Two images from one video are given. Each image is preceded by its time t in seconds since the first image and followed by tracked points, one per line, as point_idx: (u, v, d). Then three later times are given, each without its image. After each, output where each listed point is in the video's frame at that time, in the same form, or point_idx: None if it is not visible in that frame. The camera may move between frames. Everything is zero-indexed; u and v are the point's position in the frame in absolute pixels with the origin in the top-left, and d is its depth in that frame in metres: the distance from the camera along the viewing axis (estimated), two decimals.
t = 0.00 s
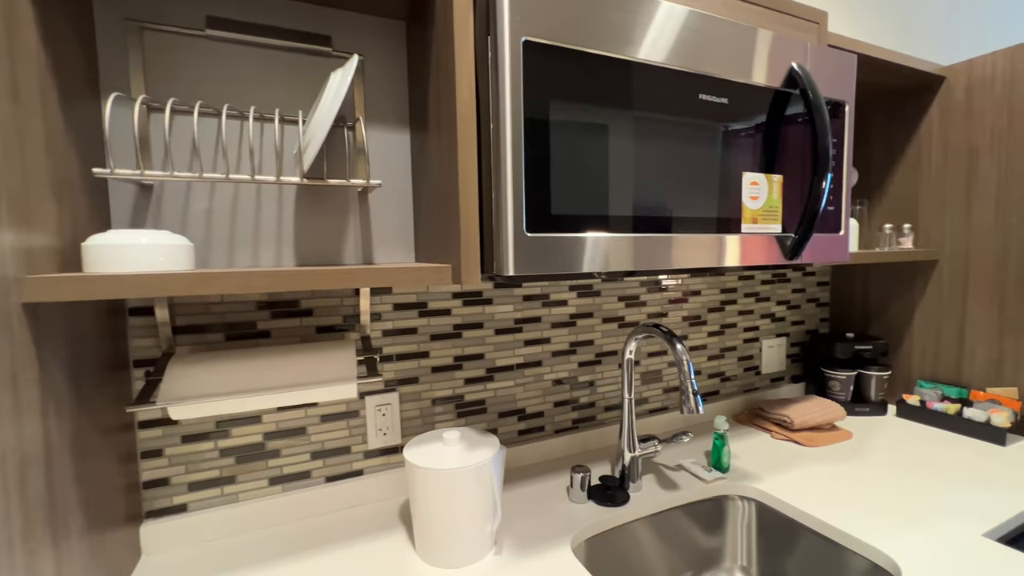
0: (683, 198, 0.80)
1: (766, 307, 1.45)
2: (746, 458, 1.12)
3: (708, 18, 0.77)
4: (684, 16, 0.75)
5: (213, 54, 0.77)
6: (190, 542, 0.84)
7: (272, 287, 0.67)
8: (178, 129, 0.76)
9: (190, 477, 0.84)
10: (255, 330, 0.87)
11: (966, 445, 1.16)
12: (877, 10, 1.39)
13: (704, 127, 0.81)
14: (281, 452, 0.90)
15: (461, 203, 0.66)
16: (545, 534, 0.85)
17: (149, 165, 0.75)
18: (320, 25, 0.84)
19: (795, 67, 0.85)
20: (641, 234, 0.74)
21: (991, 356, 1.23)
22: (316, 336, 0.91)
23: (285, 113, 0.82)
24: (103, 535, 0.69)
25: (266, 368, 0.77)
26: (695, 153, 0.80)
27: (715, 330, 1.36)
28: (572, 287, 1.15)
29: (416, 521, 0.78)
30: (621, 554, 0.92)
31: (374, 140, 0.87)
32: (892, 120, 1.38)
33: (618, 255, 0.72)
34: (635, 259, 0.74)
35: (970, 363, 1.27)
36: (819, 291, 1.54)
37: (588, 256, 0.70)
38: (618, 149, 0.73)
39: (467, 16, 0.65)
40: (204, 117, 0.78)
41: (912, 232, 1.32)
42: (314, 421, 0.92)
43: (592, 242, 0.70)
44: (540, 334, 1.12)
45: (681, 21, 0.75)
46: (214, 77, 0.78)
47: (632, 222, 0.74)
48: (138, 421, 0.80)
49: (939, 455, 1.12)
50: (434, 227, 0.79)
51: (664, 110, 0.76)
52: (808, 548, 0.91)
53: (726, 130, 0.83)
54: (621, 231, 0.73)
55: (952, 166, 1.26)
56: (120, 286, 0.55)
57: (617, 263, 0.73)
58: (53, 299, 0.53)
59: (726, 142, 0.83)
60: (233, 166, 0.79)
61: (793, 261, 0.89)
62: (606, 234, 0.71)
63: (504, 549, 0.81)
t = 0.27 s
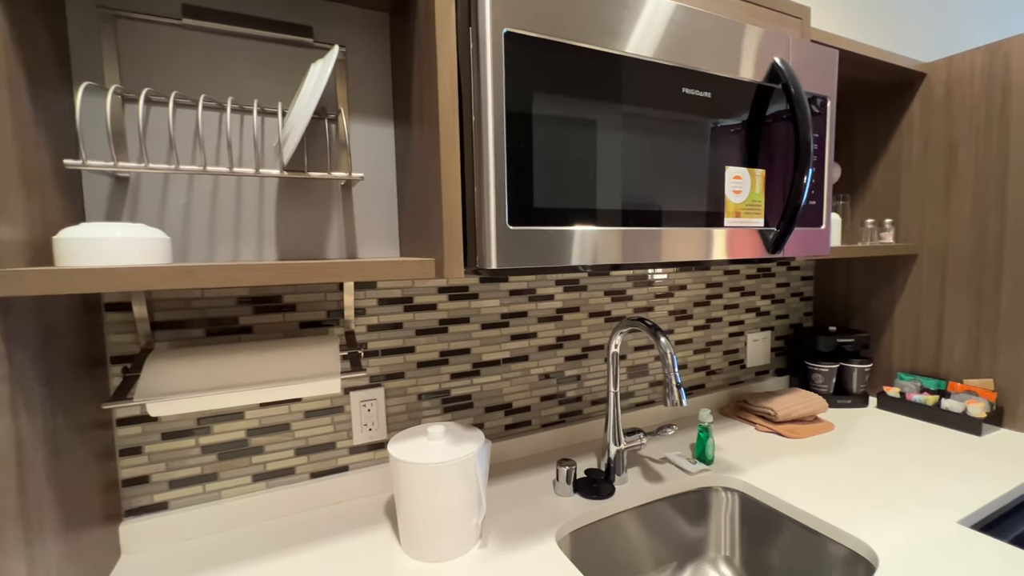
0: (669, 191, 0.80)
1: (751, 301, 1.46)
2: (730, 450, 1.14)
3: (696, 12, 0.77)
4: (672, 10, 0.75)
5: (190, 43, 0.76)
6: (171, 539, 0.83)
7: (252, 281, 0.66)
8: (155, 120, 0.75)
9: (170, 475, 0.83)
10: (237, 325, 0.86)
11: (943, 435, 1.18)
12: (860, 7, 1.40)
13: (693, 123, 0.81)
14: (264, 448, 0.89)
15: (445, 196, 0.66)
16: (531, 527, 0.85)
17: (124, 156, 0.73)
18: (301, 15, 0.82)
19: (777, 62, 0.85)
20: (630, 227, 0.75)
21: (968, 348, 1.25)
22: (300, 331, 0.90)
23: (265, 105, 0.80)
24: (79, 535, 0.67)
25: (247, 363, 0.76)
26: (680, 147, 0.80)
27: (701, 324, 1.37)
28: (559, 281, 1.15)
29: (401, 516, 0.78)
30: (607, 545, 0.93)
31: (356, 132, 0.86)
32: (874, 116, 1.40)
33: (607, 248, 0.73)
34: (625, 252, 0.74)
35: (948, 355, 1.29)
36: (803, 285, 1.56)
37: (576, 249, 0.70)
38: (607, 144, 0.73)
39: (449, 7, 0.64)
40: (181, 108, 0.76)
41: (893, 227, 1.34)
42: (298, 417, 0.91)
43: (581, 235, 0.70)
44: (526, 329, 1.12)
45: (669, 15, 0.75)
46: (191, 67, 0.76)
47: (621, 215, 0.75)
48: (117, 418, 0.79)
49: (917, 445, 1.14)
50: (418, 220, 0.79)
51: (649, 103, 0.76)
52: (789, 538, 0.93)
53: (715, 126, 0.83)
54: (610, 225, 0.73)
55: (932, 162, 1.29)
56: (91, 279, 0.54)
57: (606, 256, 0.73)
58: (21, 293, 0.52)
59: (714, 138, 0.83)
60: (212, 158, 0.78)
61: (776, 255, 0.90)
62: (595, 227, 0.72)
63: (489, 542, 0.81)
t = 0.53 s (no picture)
0: (657, 184, 0.80)
1: (738, 294, 1.48)
2: (717, 441, 1.15)
3: (686, 8, 0.77)
4: (661, 5, 0.75)
5: (171, 34, 0.75)
6: (157, 535, 0.82)
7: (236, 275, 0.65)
8: (136, 111, 0.74)
9: (156, 470, 0.83)
10: (223, 320, 0.85)
11: (924, 425, 1.21)
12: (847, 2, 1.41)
13: (683, 117, 0.81)
14: (252, 443, 0.89)
15: (431, 189, 0.66)
16: (519, 519, 0.86)
17: (105, 148, 0.72)
18: (285, 6, 0.81)
19: (763, 56, 0.85)
20: (620, 220, 0.75)
21: (949, 340, 1.28)
22: (287, 325, 0.90)
23: (249, 97, 0.79)
24: (63, 531, 0.67)
25: (232, 358, 0.76)
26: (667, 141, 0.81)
27: (689, 317, 1.38)
28: (547, 275, 1.15)
29: (389, 509, 0.78)
30: (594, 535, 0.94)
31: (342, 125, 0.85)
32: (860, 111, 1.41)
33: (597, 241, 0.73)
34: (614, 245, 0.75)
35: (930, 347, 1.32)
36: (789, 279, 1.58)
37: (566, 241, 0.70)
38: (598, 138, 0.73)
39: None
40: (163, 99, 0.75)
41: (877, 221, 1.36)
42: (285, 411, 0.91)
43: (571, 229, 0.71)
44: (515, 322, 1.12)
45: (659, 10, 0.75)
46: (172, 57, 0.75)
47: (612, 208, 0.75)
48: (101, 414, 0.78)
49: (899, 435, 1.16)
50: (405, 214, 0.78)
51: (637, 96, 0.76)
52: (772, 526, 0.95)
53: (706, 121, 0.84)
54: (600, 218, 0.74)
55: (916, 156, 1.30)
56: (69, 274, 0.53)
57: (596, 249, 0.73)
58: None
59: (705, 133, 0.84)
60: (195, 150, 0.77)
61: (761, 248, 0.91)
62: (585, 220, 0.72)
63: (477, 534, 0.82)
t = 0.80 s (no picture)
0: (648, 175, 0.80)
1: (729, 286, 1.49)
2: (707, 430, 1.17)
3: None
4: None
5: (156, 21, 0.73)
6: (150, 526, 0.82)
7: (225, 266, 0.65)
8: (121, 100, 0.73)
9: (148, 462, 0.83)
10: (213, 311, 0.85)
11: (909, 413, 1.23)
12: None
13: (675, 108, 0.81)
14: (244, 435, 0.89)
15: (422, 179, 0.66)
16: (511, 507, 0.87)
17: (90, 137, 0.71)
18: None
19: (753, 47, 0.85)
20: (613, 211, 0.76)
21: (935, 330, 1.30)
22: (278, 317, 0.90)
23: (236, 86, 0.78)
24: (53, 522, 0.67)
25: (223, 349, 0.76)
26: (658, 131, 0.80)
27: (681, 308, 1.39)
28: (540, 267, 1.15)
29: (382, 499, 0.79)
30: (586, 522, 0.96)
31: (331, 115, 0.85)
32: (850, 103, 1.42)
33: (589, 232, 0.74)
34: (607, 235, 0.75)
35: (916, 337, 1.34)
36: (780, 270, 1.59)
37: (560, 232, 0.71)
38: (590, 128, 0.73)
39: None
40: (149, 88, 0.74)
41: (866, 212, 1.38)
42: (278, 403, 0.91)
43: (565, 219, 0.71)
44: (508, 314, 1.13)
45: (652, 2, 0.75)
46: (157, 45, 0.74)
47: (605, 198, 0.75)
48: (91, 406, 0.78)
49: (884, 423, 1.18)
50: (395, 205, 0.78)
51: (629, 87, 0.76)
52: (760, 513, 0.96)
53: (700, 112, 0.84)
54: (593, 209, 0.74)
55: (905, 149, 1.31)
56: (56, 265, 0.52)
57: (589, 240, 0.74)
58: None
59: (698, 124, 0.84)
60: (183, 141, 0.76)
61: (750, 239, 0.92)
62: (578, 211, 0.72)
63: (470, 523, 0.83)
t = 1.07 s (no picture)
0: (644, 158, 0.80)
1: (724, 271, 1.49)
2: (699, 413, 1.18)
3: None
4: None
5: None
6: (148, 508, 0.83)
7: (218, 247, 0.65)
8: (108, 80, 0.72)
9: (145, 445, 0.83)
10: (207, 295, 0.85)
11: (899, 396, 1.25)
12: None
13: (671, 90, 0.81)
14: (240, 418, 0.90)
15: (414, 160, 0.65)
16: (505, 488, 0.88)
17: (78, 118, 0.70)
18: None
19: (749, 27, 0.84)
20: (609, 193, 0.76)
21: (927, 314, 1.31)
22: (272, 301, 0.90)
23: (226, 66, 0.77)
24: (51, 503, 0.67)
25: (217, 333, 0.76)
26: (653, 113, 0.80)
27: (675, 293, 1.40)
28: (535, 252, 1.16)
29: (378, 481, 0.80)
30: (579, 503, 0.97)
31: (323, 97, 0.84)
32: (847, 87, 1.41)
33: (585, 214, 0.74)
34: (603, 218, 0.75)
35: (908, 321, 1.35)
36: (774, 256, 1.60)
37: (555, 214, 0.71)
38: (586, 110, 0.73)
39: None
40: (137, 69, 0.73)
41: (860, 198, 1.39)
42: (273, 386, 0.91)
43: (561, 201, 0.71)
44: (503, 299, 1.13)
45: None
46: (145, 24, 0.73)
47: (601, 181, 0.75)
48: (85, 390, 0.78)
49: (875, 406, 1.20)
50: (389, 188, 0.78)
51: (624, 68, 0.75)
52: (750, 494, 0.98)
53: (697, 94, 0.83)
54: (589, 191, 0.74)
55: (900, 134, 1.31)
56: (47, 246, 0.52)
57: (585, 222, 0.74)
58: None
59: (694, 107, 0.84)
60: (173, 122, 0.75)
61: (744, 223, 0.92)
62: (573, 193, 0.72)
63: (464, 504, 0.84)
